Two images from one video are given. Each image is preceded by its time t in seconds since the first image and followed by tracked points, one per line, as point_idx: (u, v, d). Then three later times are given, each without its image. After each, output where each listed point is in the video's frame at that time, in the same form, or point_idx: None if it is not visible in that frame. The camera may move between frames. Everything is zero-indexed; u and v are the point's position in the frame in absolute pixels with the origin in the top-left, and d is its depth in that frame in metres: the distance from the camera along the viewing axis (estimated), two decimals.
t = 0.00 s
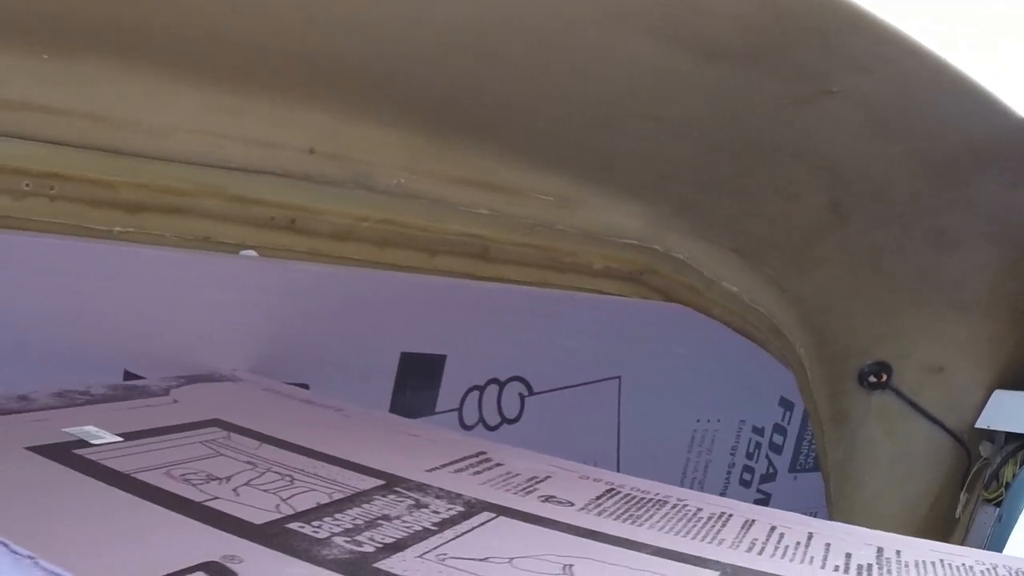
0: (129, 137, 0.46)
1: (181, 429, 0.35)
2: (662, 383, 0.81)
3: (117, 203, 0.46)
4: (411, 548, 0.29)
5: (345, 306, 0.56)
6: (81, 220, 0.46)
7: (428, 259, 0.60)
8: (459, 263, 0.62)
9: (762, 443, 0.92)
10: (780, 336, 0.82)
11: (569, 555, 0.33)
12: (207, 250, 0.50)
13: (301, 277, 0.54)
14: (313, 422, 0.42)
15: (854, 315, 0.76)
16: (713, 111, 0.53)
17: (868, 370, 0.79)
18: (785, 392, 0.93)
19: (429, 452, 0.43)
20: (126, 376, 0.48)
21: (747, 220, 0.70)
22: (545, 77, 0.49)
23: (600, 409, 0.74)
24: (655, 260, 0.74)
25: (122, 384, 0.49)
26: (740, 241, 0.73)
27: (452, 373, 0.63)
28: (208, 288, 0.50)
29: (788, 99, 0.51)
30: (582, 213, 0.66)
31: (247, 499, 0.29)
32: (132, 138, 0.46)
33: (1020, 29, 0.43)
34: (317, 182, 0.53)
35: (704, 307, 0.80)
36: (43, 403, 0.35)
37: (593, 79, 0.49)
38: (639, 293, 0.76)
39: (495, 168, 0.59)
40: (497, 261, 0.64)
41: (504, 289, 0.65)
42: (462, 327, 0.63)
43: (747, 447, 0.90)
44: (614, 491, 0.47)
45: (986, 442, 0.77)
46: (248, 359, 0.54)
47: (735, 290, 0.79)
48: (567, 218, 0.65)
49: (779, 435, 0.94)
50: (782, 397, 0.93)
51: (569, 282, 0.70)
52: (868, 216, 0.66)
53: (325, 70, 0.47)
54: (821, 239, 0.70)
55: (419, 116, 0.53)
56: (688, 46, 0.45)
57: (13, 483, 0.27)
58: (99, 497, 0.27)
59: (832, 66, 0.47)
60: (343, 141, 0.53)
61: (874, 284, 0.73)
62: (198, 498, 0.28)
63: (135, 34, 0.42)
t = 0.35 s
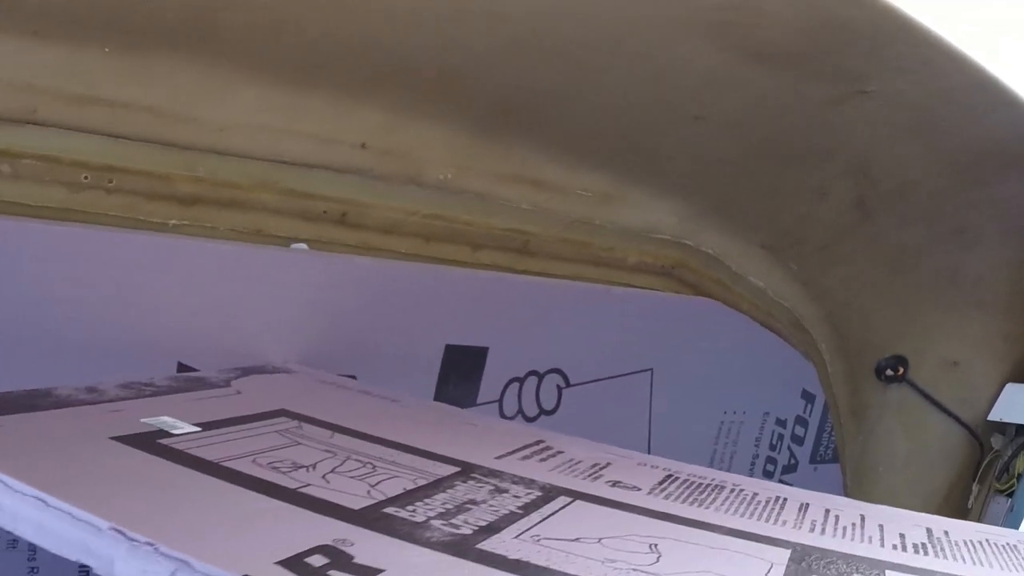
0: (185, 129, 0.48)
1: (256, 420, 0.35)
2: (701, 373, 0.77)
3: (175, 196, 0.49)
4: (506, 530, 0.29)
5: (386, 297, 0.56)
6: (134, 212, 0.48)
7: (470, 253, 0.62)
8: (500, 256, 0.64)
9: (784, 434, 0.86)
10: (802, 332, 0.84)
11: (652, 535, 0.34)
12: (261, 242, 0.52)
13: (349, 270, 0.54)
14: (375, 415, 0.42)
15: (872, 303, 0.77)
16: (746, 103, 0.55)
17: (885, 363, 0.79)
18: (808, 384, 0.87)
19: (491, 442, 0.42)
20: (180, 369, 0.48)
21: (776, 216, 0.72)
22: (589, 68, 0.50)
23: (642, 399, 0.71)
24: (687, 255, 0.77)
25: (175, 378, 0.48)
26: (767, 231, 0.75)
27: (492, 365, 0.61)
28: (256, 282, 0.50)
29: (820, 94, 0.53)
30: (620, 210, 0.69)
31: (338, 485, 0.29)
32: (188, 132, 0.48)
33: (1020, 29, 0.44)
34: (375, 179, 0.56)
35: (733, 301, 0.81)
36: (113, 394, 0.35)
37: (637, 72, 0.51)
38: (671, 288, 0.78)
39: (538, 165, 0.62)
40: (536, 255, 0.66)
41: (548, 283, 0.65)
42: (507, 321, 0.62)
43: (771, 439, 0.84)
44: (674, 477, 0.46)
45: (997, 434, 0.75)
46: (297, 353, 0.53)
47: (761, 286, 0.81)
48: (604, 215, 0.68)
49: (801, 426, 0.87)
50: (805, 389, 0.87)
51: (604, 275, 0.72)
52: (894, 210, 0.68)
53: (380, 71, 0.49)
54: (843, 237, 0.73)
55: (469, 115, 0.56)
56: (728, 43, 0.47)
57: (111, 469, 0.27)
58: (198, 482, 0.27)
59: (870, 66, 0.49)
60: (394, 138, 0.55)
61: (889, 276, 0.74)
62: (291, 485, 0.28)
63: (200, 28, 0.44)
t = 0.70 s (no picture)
0: (205, 122, 0.49)
1: (290, 403, 0.38)
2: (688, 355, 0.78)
3: (196, 185, 0.50)
4: (545, 501, 0.30)
5: (392, 282, 0.57)
6: (156, 203, 0.49)
7: (474, 241, 0.64)
8: (503, 244, 0.65)
9: (765, 415, 0.89)
10: (783, 317, 0.86)
11: (676, 505, 0.35)
12: (278, 231, 0.54)
13: (360, 258, 0.55)
14: (397, 399, 0.43)
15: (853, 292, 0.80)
16: (741, 100, 0.56)
17: (861, 347, 0.82)
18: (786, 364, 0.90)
19: (505, 422, 0.42)
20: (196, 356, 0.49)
21: (764, 208, 0.73)
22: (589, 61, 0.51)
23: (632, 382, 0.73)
24: (678, 242, 0.78)
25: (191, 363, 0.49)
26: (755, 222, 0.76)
27: (493, 350, 0.63)
28: (275, 275, 0.52)
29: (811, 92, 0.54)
30: (618, 199, 0.71)
31: (380, 463, 0.30)
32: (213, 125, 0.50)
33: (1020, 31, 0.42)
34: (388, 170, 0.57)
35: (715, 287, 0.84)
36: (145, 377, 0.38)
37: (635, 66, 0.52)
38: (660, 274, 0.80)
39: (538, 154, 0.63)
40: (535, 243, 0.67)
41: (550, 270, 0.66)
42: (507, 304, 0.63)
43: (751, 419, 0.87)
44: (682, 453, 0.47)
45: (967, 416, 0.80)
46: (309, 339, 0.55)
47: (745, 274, 0.82)
48: (603, 203, 0.69)
49: (779, 407, 0.91)
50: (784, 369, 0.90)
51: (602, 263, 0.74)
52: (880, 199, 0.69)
53: (386, 62, 0.50)
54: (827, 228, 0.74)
55: (472, 107, 0.57)
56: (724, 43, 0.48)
57: (164, 453, 0.28)
58: (249, 467, 0.28)
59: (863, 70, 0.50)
60: (403, 130, 0.57)
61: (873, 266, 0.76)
62: (336, 465, 0.29)
63: (210, 21, 0.44)
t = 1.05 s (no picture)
0: (175, 109, 0.53)
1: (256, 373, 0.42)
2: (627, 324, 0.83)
3: (164, 170, 0.54)
4: (491, 461, 0.34)
5: (344, 256, 0.59)
6: (130, 186, 0.53)
7: (425, 221, 0.66)
8: (453, 225, 0.68)
9: (704, 386, 0.95)
10: (721, 291, 0.93)
11: (609, 464, 0.39)
12: (240, 213, 0.57)
13: (322, 236, 0.58)
14: (358, 368, 0.47)
15: (793, 265, 0.87)
16: (677, 85, 0.62)
17: (797, 321, 0.90)
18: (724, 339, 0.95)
19: (454, 391, 0.46)
20: (165, 331, 0.53)
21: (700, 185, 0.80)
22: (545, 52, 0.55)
23: (574, 352, 0.76)
24: (618, 221, 0.80)
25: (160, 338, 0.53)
26: (692, 198, 0.82)
27: (444, 324, 0.66)
28: (236, 252, 0.55)
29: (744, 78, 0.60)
30: (566, 180, 0.75)
31: (342, 428, 0.33)
32: (191, 114, 0.54)
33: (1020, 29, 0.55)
34: (340, 153, 0.61)
35: (660, 265, 0.86)
36: (122, 352, 0.42)
37: (586, 57, 0.57)
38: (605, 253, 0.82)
39: (492, 139, 0.67)
40: (482, 224, 0.70)
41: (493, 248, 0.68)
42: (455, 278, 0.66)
43: (691, 390, 0.92)
44: (618, 420, 0.51)
45: (900, 388, 0.92)
46: (271, 314, 0.58)
47: (685, 251, 0.88)
48: (551, 183, 0.73)
49: (718, 378, 0.96)
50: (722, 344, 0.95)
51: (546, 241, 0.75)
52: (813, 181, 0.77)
53: (357, 48, 0.54)
54: (769, 206, 0.81)
55: (423, 94, 0.61)
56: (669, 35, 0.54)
57: (150, 417, 0.32)
58: (222, 428, 0.32)
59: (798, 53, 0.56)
60: (361, 115, 0.60)
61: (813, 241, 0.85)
62: (300, 430, 0.32)
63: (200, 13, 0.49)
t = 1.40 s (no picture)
0: (111, 96, 0.56)
1: (184, 341, 0.46)
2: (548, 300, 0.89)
3: (102, 153, 0.57)
4: (394, 417, 0.39)
5: (275, 236, 0.65)
6: (67, 168, 0.56)
7: (352, 202, 0.70)
8: (378, 205, 0.72)
9: (627, 361, 1.02)
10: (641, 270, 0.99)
11: (507, 422, 0.45)
12: (173, 193, 0.61)
13: (254, 217, 0.64)
14: (282, 338, 0.52)
15: (703, 246, 0.95)
16: (588, 73, 0.67)
17: (720, 300, 0.97)
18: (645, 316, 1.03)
19: (371, 355, 0.52)
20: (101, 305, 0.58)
21: (617, 169, 0.85)
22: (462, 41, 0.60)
23: (495, 328, 0.83)
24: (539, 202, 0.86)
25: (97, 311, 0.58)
26: (612, 181, 0.88)
27: (369, 300, 0.71)
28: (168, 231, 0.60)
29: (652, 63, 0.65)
30: (489, 163, 0.79)
31: (259, 388, 0.39)
32: (126, 101, 0.57)
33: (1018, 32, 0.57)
34: (267, 136, 0.64)
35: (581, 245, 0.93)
36: (60, 322, 0.47)
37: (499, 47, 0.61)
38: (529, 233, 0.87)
39: (417, 124, 0.71)
40: (407, 204, 0.74)
41: (416, 228, 0.74)
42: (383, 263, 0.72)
43: (615, 365, 0.99)
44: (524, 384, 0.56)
45: (822, 365, 0.98)
46: (204, 289, 0.63)
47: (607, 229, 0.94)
48: (473, 167, 0.78)
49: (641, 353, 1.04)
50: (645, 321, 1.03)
51: (469, 220, 0.80)
52: (721, 165, 0.84)
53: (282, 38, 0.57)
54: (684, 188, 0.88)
55: (349, 84, 0.65)
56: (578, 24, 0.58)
57: (85, 378, 0.37)
58: (150, 386, 0.37)
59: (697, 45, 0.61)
60: (292, 102, 0.64)
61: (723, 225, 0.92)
62: (222, 391, 0.38)
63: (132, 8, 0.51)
